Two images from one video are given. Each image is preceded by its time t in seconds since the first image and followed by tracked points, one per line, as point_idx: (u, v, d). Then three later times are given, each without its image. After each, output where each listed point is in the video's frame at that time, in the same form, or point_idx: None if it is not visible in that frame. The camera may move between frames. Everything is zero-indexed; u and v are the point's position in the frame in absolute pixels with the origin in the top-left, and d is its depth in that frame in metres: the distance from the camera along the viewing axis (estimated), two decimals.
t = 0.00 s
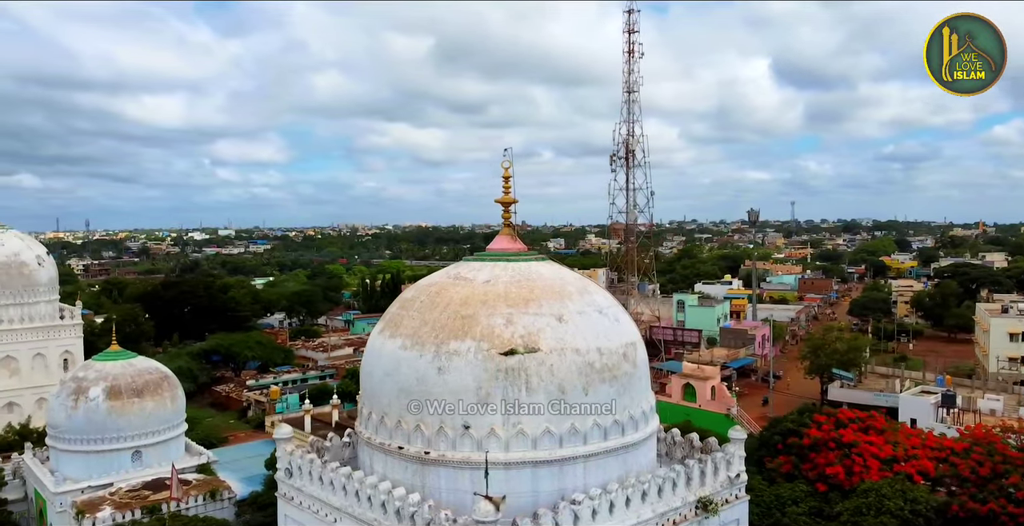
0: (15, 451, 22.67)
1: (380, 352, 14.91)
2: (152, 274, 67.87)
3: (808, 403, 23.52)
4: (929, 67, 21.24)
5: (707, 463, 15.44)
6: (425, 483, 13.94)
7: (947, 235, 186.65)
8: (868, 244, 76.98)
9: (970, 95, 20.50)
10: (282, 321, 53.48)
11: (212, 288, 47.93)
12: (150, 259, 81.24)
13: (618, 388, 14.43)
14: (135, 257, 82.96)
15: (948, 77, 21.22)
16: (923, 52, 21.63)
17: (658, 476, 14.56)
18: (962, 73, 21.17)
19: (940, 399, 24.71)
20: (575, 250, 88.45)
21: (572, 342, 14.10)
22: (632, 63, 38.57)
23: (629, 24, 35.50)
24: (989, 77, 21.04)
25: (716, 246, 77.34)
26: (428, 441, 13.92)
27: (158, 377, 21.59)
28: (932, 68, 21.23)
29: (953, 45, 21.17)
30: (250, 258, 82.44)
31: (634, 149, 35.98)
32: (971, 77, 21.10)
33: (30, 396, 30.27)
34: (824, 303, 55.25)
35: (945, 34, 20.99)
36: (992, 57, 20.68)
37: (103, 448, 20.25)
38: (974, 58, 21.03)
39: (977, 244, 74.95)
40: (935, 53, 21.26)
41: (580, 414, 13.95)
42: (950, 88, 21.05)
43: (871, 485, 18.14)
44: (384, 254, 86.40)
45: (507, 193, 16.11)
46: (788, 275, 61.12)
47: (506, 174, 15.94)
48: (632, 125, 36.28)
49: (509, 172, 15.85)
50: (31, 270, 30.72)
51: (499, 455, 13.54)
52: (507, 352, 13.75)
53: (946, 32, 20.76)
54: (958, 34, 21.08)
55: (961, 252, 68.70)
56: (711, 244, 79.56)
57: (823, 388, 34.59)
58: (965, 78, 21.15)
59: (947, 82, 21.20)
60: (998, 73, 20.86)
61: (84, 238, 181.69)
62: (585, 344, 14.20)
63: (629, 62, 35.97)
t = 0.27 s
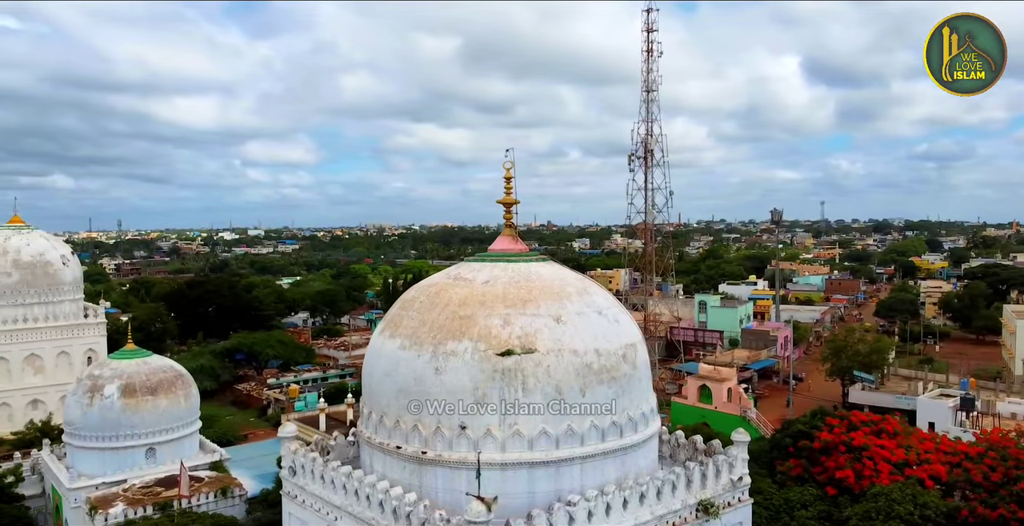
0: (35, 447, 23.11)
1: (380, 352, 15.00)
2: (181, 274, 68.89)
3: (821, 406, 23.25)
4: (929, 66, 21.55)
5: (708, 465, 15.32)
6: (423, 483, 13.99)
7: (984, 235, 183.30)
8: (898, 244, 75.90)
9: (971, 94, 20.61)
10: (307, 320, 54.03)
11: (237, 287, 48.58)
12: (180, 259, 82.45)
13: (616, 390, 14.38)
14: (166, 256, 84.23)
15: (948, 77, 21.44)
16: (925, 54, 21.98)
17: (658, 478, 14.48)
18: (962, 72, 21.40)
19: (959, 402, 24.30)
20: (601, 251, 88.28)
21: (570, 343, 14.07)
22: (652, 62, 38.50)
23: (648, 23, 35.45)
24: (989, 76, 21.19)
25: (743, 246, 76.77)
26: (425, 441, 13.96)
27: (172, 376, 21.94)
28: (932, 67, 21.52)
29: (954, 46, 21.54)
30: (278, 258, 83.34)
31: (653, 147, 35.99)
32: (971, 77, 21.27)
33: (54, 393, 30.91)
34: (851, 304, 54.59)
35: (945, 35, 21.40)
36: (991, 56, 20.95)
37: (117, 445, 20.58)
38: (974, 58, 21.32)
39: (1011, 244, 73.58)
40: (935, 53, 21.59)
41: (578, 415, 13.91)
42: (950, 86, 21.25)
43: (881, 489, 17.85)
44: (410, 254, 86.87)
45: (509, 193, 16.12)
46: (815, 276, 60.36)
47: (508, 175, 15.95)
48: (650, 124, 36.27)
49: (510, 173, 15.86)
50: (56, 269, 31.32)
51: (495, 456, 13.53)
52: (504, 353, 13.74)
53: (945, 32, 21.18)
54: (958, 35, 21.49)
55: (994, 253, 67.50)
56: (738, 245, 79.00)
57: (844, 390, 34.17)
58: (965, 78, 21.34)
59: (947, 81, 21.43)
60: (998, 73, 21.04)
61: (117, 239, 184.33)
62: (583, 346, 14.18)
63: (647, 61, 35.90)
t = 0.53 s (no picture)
0: (55, 442, 23.54)
1: (382, 352, 15.09)
2: (210, 273, 69.83)
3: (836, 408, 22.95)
4: (929, 67, 21.26)
5: (711, 468, 15.21)
6: (422, 483, 14.04)
7: None
8: (930, 244, 74.70)
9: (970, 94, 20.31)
10: (331, 319, 54.52)
11: (261, 287, 49.16)
12: (210, 258, 83.57)
13: (617, 391, 14.33)
14: (197, 256, 85.43)
15: (948, 77, 21.16)
16: (925, 54, 21.68)
17: (658, 480, 14.40)
18: (962, 73, 21.10)
19: (979, 405, 23.85)
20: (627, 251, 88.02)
21: (568, 344, 14.05)
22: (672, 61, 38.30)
23: (667, 22, 35.27)
24: (989, 77, 20.89)
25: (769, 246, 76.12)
26: (424, 441, 14.02)
27: (187, 374, 22.21)
28: (932, 68, 21.23)
29: (954, 46, 21.22)
30: (306, 258, 84.16)
31: (673, 147, 35.76)
32: (971, 77, 20.99)
33: (78, 390, 31.54)
34: (878, 304, 53.85)
35: (945, 35, 21.08)
36: (991, 56, 20.65)
37: (132, 442, 20.87)
38: (974, 58, 21.00)
39: None
40: (935, 53, 21.29)
41: (576, 417, 13.88)
42: (949, 87, 20.97)
43: (892, 493, 17.58)
44: (436, 254, 87.26)
45: (513, 193, 16.13)
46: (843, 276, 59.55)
47: (512, 175, 15.96)
48: (670, 124, 36.12)
49: (513, 174, 15.87)
50: (81, 268, 31.85)
51: (493, 456, 13.54)
52: (502, 353, 13.75)
53: (945, 32, 20.86)
54: (959, 35, 21.16)
55: None
56: (765, 244, 78.36)
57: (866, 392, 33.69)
58: (965, 78, 21.05)
59: (947, 82, 21.14)
60: (998, 73, 20.73)
61: (155, 239, 187.57)
62: (582, 347, 14.14)
63: (667, 59, 35.73)
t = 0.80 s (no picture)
0: (71, 439, 23.93)
1: (380, 352, 15.16)
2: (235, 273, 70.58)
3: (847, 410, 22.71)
4: (928, 67, 20.98)
5: (711, 470, 15.13)
6: (419, 482, 14.10)
7: None
8: (958, 244, 73.59)
9: (968, 94, 20.06)
10: (350, 318, 54.93)
11: (280, 286, 49.58)
12: (235, 257, 84.49)
13: (614, 391, 14.29)
14: (223, 255, 86.42)
15: (948, 77, 20.86)
16: (925, 54, 21.38)
17: (656, 482, 14.33)
18: (962, 73, 20.82)
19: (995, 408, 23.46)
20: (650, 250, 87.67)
21: (564, 345, 14.03)
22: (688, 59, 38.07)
23: (684, 20, 35.06)
24: (989, 76, 20.62)
25: (794, 246, 75.48)
26: (420, 441, 14.07)
27: (199, 373, 22.45)
28: (931, 69, 20.94)
29: (954, 46, 20.90)
30: (330, 257, 84.78)
31: (689, 146, 35.53)
32: (971, 77, 20.70)
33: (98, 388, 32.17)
34: (903, 305, 53.14)
35: (945, 35, 20.75)
36: (990, 56, 20.36)
37: (143, 440, 21.17)
38: (973, 58, 20.70)
39: None
40: (935, 53, 20.97)
41: (572, 417, 13.86)
42: (949, 87, 20.69)
43: (898, 496, 17.39)
44: (459, 253, 87.51)
45: (513, 193, 16.12)
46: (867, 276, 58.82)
47: (512, 175, 15.95)
48: (686, 122, 35.96)
49: (513, 175, 15.88)
50: (101, 267, 32.31)
51: (488, 456, 13.56)
52: (498, 354, 13.76)
53: (944, 32, 20.53)
54: (959, 35, 20.83)
55: None
56: (789, 244, 77.69)
57: (884, 394, 33.26)
58: (965, 78, 20.77)
59: (947, 82, 20.85)
60: (998, 73, 20.46)
61: (184, 239, 190.10)
62: (578, 347, 14.12)
63: (683, 58, 35.53)
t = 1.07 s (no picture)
0: (88, 435, 24.34)
1: (378, 351, 15.25)
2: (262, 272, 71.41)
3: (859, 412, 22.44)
4: (928, 67, 20.70)
5: (709, 472, 15.04)
6: (415, 482, 14.16)
7: None
8: (990, 243, 72.33)
9: (967, 94, 19.80)
10: (373, 316, 55.36)
11: (302, 284, 49.92)
12: (262, 256, 85.49)
13: (610, 392, 14.25)
14: (251, 254, 87.46)
15: (948, 77, 20.58)
16: (924, 54, 21.08)
17: (652, 484, 14.26)
18: (962, 73, 20.54)
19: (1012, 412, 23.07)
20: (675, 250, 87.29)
21: (559, 346, 14.01)
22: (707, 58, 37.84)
23: (702, 19, 34.86)
24: (989, 76, 20.38)
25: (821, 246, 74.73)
26: (416, 440, 14.13)
27: (211, 371, 22.72)
28: (931, 69, 20.66)
29: (954, 46, 20.61)
30: (356, 256, 85.40)
31: (707, 145, 35.32)
32: (971, 77, 20.44)
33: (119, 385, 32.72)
34: (930, 306, 52.35)
35: (944, 35, 20.45)
36: (990, 56, 20.08)
37: (155, 437, 21.46)
38: (973, 58, 20.42)
39: None
40: (934, 54, 20.67)
41: (567, 418, 13.83)
42: (949, 87, 20.41)
43: (906, 500, 17.15)
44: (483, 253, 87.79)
45: (514, 194, 16.12)
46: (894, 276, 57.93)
47: (512, 176, 15.94)
48: (705, 121, 35.67)
49: (513, 175, 15.86)
50: (123, 267, 32.77)
51: (483, 456, 13.57)
52: (492, 355, 13.77)
53: (944, 32, 20.23)
54: (959, 34, 20.55)
55: None
56: (816, 244, 76.94)
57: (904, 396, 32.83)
58: (965, 78, 20.50)
59: (946, 82, 20.56)
60: (998, 73, 20.18)
61: (216, 238, 192.64)
62: (574, 348, 14.09)
63: (701, 56, 35.34)
